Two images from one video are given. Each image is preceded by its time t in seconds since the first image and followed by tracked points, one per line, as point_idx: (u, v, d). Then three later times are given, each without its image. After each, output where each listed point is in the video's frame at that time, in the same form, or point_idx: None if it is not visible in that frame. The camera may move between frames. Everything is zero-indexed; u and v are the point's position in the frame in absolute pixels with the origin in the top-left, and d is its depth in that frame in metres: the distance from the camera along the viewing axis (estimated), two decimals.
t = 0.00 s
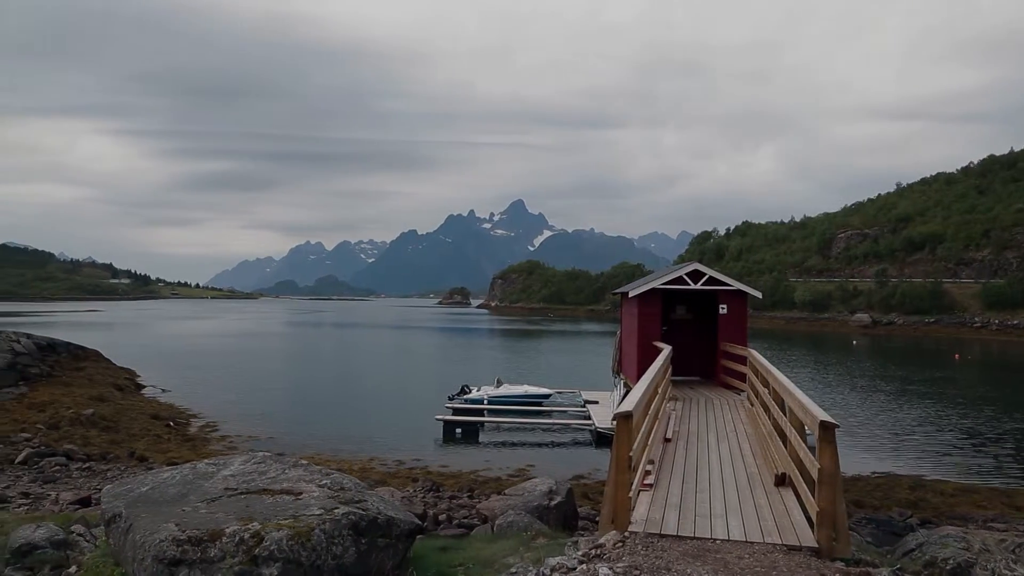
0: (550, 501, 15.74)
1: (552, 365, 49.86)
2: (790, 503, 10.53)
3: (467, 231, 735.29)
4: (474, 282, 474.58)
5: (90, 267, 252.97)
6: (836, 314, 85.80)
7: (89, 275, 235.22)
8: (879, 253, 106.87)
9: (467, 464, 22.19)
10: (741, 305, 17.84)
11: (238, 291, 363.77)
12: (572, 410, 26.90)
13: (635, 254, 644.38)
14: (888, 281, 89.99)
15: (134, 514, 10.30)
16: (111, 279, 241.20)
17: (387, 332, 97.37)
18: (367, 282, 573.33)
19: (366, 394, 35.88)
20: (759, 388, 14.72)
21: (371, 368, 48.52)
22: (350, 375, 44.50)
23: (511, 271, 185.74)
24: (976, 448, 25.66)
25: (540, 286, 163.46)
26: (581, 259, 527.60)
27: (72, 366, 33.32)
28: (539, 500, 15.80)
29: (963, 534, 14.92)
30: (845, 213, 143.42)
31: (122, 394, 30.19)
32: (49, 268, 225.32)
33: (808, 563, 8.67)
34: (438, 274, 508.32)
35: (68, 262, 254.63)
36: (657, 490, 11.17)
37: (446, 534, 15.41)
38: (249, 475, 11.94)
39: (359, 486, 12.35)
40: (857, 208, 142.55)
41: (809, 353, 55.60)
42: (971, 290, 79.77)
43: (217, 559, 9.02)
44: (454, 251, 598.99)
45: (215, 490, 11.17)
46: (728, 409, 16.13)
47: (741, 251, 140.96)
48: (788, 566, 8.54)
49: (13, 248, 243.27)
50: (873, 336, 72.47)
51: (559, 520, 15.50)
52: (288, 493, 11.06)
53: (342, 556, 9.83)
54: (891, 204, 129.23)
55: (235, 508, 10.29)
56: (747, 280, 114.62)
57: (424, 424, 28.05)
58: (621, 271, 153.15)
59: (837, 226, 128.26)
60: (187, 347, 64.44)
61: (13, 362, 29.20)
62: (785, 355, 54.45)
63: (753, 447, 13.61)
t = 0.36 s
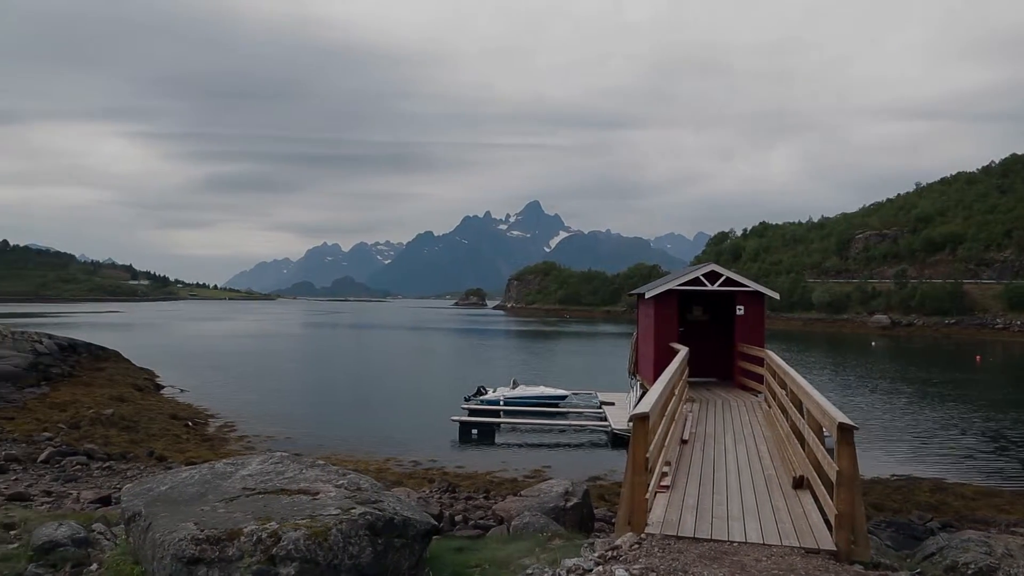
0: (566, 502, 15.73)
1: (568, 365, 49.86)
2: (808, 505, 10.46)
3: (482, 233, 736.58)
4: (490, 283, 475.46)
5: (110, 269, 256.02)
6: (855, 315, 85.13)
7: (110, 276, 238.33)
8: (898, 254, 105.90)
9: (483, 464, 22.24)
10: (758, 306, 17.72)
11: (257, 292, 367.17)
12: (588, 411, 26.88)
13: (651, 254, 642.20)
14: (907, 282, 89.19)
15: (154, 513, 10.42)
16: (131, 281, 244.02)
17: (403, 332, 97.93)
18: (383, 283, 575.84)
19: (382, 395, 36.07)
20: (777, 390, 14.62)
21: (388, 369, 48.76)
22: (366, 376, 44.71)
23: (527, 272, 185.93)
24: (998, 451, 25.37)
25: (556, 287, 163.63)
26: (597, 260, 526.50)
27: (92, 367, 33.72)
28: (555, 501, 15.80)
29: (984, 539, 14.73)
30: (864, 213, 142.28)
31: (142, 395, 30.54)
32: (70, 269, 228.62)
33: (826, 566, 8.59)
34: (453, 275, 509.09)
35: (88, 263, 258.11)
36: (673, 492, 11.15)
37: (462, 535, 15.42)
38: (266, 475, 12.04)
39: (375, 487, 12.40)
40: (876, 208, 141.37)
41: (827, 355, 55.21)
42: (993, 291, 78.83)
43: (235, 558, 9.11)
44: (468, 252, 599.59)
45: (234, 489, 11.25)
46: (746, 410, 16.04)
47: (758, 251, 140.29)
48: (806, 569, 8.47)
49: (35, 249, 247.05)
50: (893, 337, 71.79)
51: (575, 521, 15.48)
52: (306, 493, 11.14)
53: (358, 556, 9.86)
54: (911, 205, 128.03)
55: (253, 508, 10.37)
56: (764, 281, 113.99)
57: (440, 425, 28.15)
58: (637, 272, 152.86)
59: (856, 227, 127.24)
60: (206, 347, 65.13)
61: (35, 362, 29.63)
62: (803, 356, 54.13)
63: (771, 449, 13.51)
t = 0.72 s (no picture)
0: (584, 503, 15.72)
1: (586, 367, 49.78)
2: (829, 508, 10.37)
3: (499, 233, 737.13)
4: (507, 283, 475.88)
5: (132, 270, 259.34)
6: (876, 316, 84.27)
7: (132, 278, 241.52)
8: (920, 254, 104.71)
9: (501, 465, 22.28)
10: (778, 307, 17.62)
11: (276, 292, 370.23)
12: (607, 412, 26.84)
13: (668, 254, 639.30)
14: (930, 282, 88.15)
15: (175, 511, 10.54)
16: (152, 282, 247.00)
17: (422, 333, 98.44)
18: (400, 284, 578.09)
19: (400, 395, 36.23)
20: (797, 392, 14.50)
21: (406, 369, 48.94)
22: (384, 376, 44.88)
23: (545, 272, 185.77)
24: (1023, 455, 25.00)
25: (574, 288, 163.55)
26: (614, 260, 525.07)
27: (115, 366, 34.15)
28: (573, 502, 15.80)
29: (1010, 543, 14.52)
30: (885, 212, 140.80)
31: (163, 394, 30.88)
32: (93, 270, 232.10)
33: (847, 569, 8.51)
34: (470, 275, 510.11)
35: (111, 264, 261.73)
36: (692, 493, 11.11)
37: (480, 535, 15.46)
38: (286, 474, 12.14)
39: (394, 487, 12.45)
40: (898, 208, 139.83)
41: (848, 356, 54.71)
42: (1018, 292, 77.69)
43: (255, 556, 9.18)
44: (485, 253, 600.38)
45: (254, 488, 11.36)
46: (765, 411, 15.95)
47: (778, 251, 139.28)
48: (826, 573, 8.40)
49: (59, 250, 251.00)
50: (916, 338, 70.99)
51: (593, 522, 15.47)
52: (325, 493, 11.21)
53: (377, 555, 9.92)
54: (934, 204, 126.48)
55: (273, 507, 10.46)
56: (784, 281, 113.20)
57: (458, 426, 28.20)
58: (655, 273, 152.33)
59: (877, 226, 125.95)
60: (227, 347, 65.76)
61: (59, 362, 30.08)
62: (824, 357, 53.69)
63: (791, 450, 13.42)
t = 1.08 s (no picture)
0: (604, 504, 15.68)
1: (605, 367, 49.70)
2: (852, 509, 10.26)
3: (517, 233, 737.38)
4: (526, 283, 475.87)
5: (156, 271, 262.92)
6: (899, 316, 83.30)
7: (156, 279, 244.96)
8: (944, 253, 103.37)
9: (520, 465, 22.29)
10: (799, 307, 17.46)
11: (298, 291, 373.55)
12: (627, 412, 26.78)
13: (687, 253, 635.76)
14: (954, 281, 87.01)
15: (198, 509, 10.65)
16: (175, 282, 250.34)
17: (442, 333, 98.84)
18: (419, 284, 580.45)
19: (418, 395, 36.37)
20: (819, 392, 14.35)
21: (426, 369, 49.14)
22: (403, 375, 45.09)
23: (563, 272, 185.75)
24: None
25: (592, 288, 163.47)
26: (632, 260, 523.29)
27: (139, 365, 34.64)
28: (593, 502, 15.77)
29: None
30: (908, 211, 139.13)
31: (185, 393, 31.22)
32: (118, 270, 235.66)
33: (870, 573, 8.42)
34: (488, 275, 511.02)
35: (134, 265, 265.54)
36: (713, 494, 11.06)
37: (500, 535, 15.50)
38: (307, 473, 12.24)
39: (414, 486, 12.50)
40: (922, 206, 138.09)
41: (872, 356, 54.14)
42: None
43: (277, 554, 9.23)
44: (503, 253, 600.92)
45: (275, 488, 11.46)
46: (786, 412, 15.83)
47: (799, 251, 138.15)
48: None
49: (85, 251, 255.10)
50: (941, 338, 70.10)
51: (613, 523, 15.42)
52: (346, 492, 11.29)
53: (397, 554, 9.97)
54: (959, 202, 124.77)
55: (293, 505, 10.54)
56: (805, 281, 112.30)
57: (477, 426, 28.25)
58: (674, 272, 151.73)
59: (900, 225, 124.46)
60: (249, 347, 66.48)
61: (85, 362, 30.54)
62: (847, 358, 53.15)
63: (812, 451, 13.30)
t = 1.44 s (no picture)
0: (620, 503, 15.64)
1: (621, 367, 49.48)
2: (870, 510, 10.18)
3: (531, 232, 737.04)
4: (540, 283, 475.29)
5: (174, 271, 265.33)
6: (918, 315, 82.42)
7: (174, 279, 247.27)
8: (964, 252, 102.16)
9: (536, 464, 22.29)
10: (816, 306, 17.35)
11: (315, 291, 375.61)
12: (643, 412, 26.69)
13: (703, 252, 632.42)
14: (975, 279, 85.98)
15: (216, 508, 10.74)
16: (193, 282, 252.63)
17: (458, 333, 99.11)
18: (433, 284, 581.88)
19: (434, 395, 36.41)
20: (836, 392, 14.24)
21: (442, 369, 49.23)
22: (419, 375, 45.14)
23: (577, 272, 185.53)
24: None
25: (608, 287, 163.12)
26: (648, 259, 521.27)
27: (157, 365, 35.00)
28: (608, 502, 15.74)
29: None
30: (928, 208, 137.65)
31: (203, 393, 31.49)
32: (137, 271, 238.11)
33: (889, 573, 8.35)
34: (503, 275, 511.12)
35: (153, 265, 268.23)
36: (730, 494, 11.01)
37: (516, 534, 15.50)
38: (324, 472, 12.31)
39: (430, 485, 12.53)
40: (941, 204, 136.55)
41: (891, 356, 53.60)
42: None
43: (293, 552, 9.28)
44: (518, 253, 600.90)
45: (291, 486, 11.53)
46: (803, 412, 15.72)
47: (816, 249, 137.08)
48: None
49: (104, 252, 258.06)
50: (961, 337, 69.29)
51: (629, 523, 15.37)
52: (361, 491, 11.34)
53: (413, 553, 10.00)
54: (980, 199, 123.18)
55: (310, 504, 10.61)
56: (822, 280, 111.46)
57: (493, 425, 28.25)
58: (690, 272, 151.08)
59: (919, 223, 123.07)
60: (266, 347, 66.95)
61: (104, 362, 30.88)
62: (865, 357, 52.72)
63: (830, 451, 13.20)
